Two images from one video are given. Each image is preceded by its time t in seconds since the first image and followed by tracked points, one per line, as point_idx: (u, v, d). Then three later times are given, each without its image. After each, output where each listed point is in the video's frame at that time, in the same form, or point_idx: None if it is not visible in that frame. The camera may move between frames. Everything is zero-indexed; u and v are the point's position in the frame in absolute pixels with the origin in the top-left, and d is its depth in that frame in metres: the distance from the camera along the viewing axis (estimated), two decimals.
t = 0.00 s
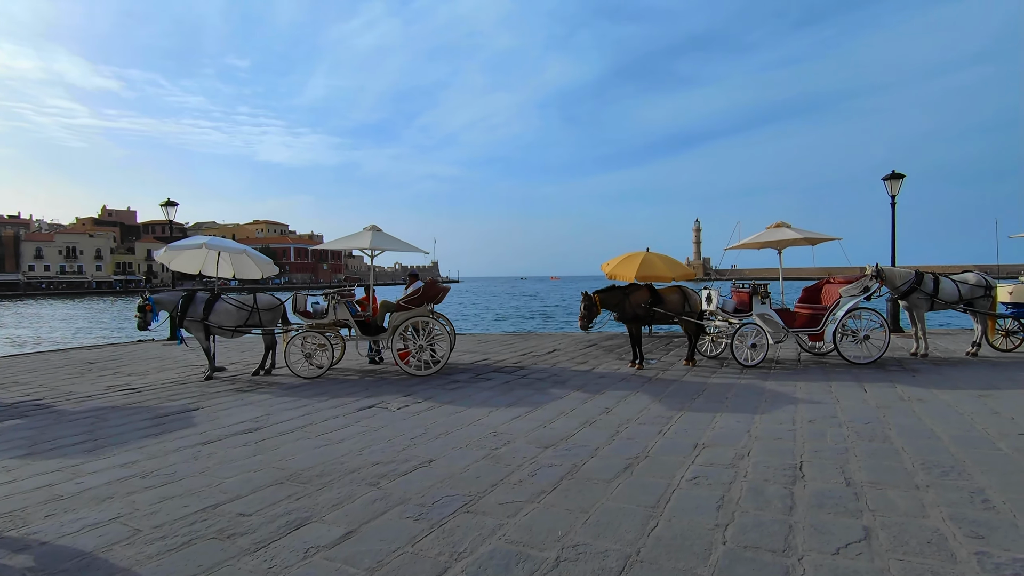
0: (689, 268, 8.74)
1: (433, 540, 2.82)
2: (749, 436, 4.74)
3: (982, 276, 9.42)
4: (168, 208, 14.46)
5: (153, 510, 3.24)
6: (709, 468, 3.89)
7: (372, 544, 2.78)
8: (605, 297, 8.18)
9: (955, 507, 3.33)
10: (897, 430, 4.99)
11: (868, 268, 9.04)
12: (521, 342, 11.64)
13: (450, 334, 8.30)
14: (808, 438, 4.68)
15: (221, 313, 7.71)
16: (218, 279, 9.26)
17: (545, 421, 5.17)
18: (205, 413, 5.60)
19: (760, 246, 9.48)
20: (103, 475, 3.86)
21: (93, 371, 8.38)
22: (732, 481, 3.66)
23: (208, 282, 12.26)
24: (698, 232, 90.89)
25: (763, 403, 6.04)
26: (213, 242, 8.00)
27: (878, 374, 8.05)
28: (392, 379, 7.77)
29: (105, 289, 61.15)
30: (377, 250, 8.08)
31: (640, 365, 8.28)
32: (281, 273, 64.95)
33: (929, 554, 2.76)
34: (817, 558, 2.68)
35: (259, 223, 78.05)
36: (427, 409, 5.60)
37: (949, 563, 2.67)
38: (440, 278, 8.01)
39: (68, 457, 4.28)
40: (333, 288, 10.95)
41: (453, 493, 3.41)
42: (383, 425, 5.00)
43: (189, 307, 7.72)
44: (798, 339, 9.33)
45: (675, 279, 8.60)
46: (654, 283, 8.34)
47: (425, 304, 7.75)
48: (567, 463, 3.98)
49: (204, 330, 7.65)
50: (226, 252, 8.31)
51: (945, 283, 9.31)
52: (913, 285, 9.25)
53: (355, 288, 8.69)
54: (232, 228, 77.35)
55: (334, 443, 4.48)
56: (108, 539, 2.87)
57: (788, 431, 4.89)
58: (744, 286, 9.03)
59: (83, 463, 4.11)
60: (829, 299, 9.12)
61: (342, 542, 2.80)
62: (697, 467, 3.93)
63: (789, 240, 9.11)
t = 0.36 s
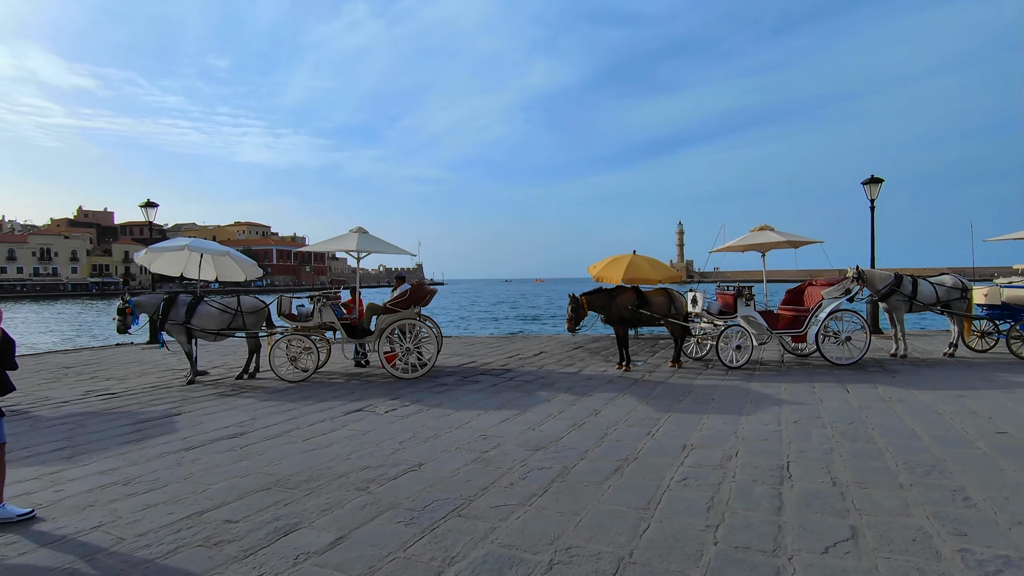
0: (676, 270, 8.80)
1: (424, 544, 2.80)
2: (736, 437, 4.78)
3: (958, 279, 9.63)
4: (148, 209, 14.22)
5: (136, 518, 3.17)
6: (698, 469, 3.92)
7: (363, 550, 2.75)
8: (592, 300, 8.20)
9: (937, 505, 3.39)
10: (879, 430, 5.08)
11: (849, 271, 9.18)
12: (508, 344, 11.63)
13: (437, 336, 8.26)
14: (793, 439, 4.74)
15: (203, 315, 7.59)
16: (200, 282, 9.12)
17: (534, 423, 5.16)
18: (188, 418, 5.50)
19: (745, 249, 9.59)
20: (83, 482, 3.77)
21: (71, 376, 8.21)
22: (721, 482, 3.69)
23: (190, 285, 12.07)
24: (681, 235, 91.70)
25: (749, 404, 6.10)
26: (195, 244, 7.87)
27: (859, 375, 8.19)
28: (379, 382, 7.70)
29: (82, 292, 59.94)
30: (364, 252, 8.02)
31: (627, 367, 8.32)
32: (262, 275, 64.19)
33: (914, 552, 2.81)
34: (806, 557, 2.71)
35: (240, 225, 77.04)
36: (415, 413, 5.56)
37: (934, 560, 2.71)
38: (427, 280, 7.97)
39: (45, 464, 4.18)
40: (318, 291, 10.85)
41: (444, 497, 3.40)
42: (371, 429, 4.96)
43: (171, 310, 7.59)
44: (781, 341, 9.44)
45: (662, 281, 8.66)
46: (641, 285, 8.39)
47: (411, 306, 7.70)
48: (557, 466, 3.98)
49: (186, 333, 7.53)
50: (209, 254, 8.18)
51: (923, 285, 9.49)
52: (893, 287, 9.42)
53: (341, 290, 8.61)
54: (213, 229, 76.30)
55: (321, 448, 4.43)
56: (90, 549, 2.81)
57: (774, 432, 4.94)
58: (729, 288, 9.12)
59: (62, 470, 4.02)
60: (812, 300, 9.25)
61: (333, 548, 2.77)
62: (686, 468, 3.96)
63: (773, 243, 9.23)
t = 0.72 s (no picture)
0: (646, 271, 8.90)
1: (397, 548, 2.76)
2: (705, 434, 4.86)
3: (914, 279, 9.99)
4: (105, 208, 13.74)
5: (92, 529, 3.05)
6: (669, 467, 3.97)
7: (334, 554, 2.70)
8: (564, 300, 8.25)
9: (897, 497, 3.50)
10: (841, 425, 5.23)
11: (812, 271, 9.44)
12: (479, 345, 11.60)
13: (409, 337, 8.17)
14: (760, 435, 4.84)
15: (165, 317, 7.36)
16: (161, 282, 8.83)
17: (506, 424, 5.15)
18: (149, 423, 5.32)
19: (712, 250, 9.78)
20: (35, 492, 3.61)
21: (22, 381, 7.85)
22: (691, 479, 3.74)
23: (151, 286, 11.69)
24: (651, 236, 92.94)
25: (717, 402, 6.21)
26: (156, 243, 7.62)
27: (822, 372, 8.42)
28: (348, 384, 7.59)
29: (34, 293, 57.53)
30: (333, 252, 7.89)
31: (598, 366, 8.38)
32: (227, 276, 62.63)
33: (874, 542, 2.90)
34: (774, 550, 2.77)
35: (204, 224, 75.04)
36: (385, 415, 5.49)
37: (893, 549, 2.81)
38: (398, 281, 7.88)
39: None
40: (285, 292, 10.63)
41: (417, 500, 3.36)
42: (341, 432, 4.88)
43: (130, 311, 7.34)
44: (748, 340, 9.64)
45: (632, 282, 8.75)
46: (611, 286, 8.46)
47: (382, 307, 7.61)
48: (530, 466, 3.98)
49: (147, 335, 7.28)
50: (171, 254, 7.92)
51: (881, 285, 9.82)
52: (853, 287, 9.72)
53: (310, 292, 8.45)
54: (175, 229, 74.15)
55: (289, 452, 4.34)
56: (44, 561, 2.69)
57: (741, 429, 5.04)
58: (697, 289, 9.28)
59: (12, 481, 3.84)
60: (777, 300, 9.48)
61: (302, 554, 2.71)
62: (657, 466, 4.00)
63: (740, 244, 9.42)
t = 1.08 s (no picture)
0: (599, 272, 9.04)
1: (346, 554, 2.72)
2: (654, 431, 4.98)
3: (850, 279, 10.52)
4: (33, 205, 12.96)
5: (16, 546, 2.87)
6: (620, 463, 4.05)
7: (280, 563, 2.63)
8: (518, 300, 8.29)
9: (831, 485, 3.69)
10: (782, 419, 5.46)
11: (757, 272, 9.81)
12: (434, 346, 11.52)
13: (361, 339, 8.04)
14: (706, 430, 5.00)
15: (99, 320, 7.01)
16: (95, 283, 8.39)
17: (459, 425, 5.14)
18: (81, 433, 5.05)
19: (663, 251, 10.02)
20: None
21: None
22: (641, 475, 3.82)
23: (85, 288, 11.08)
24: (605, 237, 94.41)
25: (667, 399, 6.37)
26: (89, 242, 7.24)
27: (765, 369, 8.76)
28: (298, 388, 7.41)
29: None
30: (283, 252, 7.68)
31: (553, 366, 8.46)
32: (171, 277, 59.95)
33: (809, 530, 3.04)
34: (717, 541, 2.87)
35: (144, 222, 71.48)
36: (336, 419, 5.39)
37: (826, 536, 2.96)
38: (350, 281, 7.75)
39: None
40: (232, 292, 10.27)
41: (368, 504, 3.32)
42: (289, 437, 4.76)
43: (60, 314, 6.95)
44: (697, 338, 9.93)
45: (586, 282, 8.88)
46: (565, 286, 8.56)
47: (334, 308, 7.46)
48: (483, 467, 3.99)
49: (79, 339, 6.90)
50: (106, 253, 7.54)
51: (820, 285, 10.30)
52: (794, 287, 10.15)
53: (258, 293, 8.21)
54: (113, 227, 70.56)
55: (234, 459, 4.21)
56: None
57: (689, 425, 5.20)
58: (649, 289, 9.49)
59: None
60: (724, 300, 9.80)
61: (246, 564, 2.64)
62: (608, 463, 4.08)
63: (689, 245, 9.70)
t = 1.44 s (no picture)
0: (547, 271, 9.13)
1: (287, 561, 2.64)
2: (601, 427, 5.07)
3: (784, 279, 11.01)
4: None
5: None
6: (566, 460, 4.10)
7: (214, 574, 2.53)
8: (467, 300, 8.26)
9: (765, 475, 3.85)
10: (721, 413, 5.66)
11: (699, 272, 10.14)
12: (383, 346, 11.34)
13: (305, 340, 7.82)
14: (650, 426, 5.13)
15: (14, 323, 6.53)
16: (12, 283, 7.82)
17: (407, 426, 5.08)
18: None
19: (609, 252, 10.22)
20: None
21: None
22: (587, 471, 3.88)
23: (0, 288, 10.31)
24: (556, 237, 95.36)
25: (613, 396, 6.49)
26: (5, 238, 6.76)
27: (707, 365, 9.07)
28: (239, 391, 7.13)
29: None
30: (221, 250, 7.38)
31: (502, 365, 8.48)
32: (99, 276, 56.49)
33: (745, 518, 3.17)
34: (658, 533, 2.95)
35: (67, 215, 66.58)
36: (278, 423, 5.22)
37: (760, 523, 3.09)
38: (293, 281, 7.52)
39: None
40: (167, 292, 9.78)
41: (310, 509, 3.24)
42: (227, 443, 4.57)
43: None
44: (642, 337, 10.17)
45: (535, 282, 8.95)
46: (514, 285, 8.59)
47: (275, 308, 7.23)
48: (431, 467, 3.95)
49: None
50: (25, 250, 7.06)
51: (758, 285, 10.74)
52: (734, 286, 10.54)
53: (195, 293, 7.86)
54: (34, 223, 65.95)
55: (167, 467, 4.01)
56: None
57: (634, 421, 5.32)
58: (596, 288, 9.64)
59: None
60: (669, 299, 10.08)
61: None
62: (555, 460, 4.12)
63: (634, 245, 9.92)
